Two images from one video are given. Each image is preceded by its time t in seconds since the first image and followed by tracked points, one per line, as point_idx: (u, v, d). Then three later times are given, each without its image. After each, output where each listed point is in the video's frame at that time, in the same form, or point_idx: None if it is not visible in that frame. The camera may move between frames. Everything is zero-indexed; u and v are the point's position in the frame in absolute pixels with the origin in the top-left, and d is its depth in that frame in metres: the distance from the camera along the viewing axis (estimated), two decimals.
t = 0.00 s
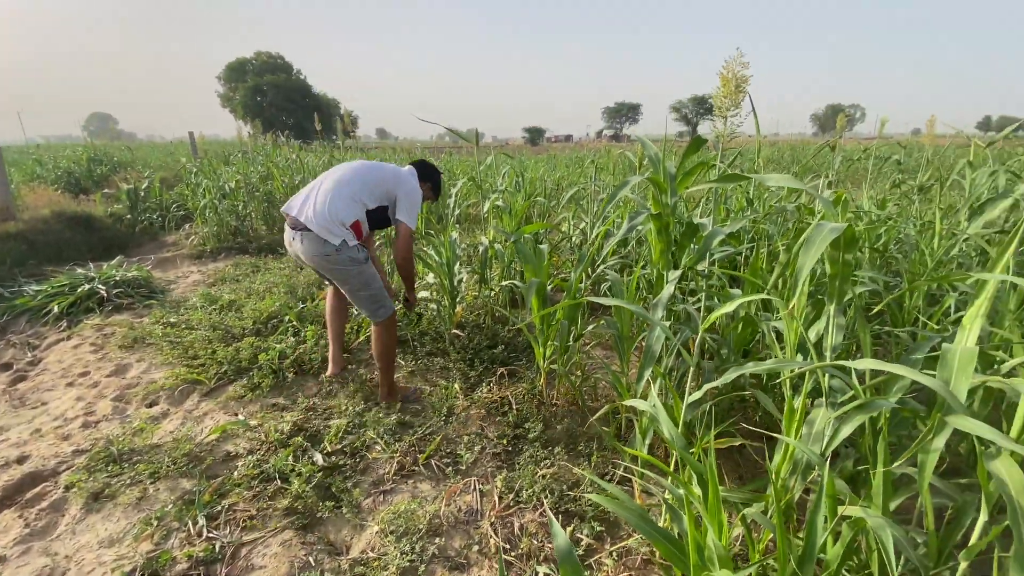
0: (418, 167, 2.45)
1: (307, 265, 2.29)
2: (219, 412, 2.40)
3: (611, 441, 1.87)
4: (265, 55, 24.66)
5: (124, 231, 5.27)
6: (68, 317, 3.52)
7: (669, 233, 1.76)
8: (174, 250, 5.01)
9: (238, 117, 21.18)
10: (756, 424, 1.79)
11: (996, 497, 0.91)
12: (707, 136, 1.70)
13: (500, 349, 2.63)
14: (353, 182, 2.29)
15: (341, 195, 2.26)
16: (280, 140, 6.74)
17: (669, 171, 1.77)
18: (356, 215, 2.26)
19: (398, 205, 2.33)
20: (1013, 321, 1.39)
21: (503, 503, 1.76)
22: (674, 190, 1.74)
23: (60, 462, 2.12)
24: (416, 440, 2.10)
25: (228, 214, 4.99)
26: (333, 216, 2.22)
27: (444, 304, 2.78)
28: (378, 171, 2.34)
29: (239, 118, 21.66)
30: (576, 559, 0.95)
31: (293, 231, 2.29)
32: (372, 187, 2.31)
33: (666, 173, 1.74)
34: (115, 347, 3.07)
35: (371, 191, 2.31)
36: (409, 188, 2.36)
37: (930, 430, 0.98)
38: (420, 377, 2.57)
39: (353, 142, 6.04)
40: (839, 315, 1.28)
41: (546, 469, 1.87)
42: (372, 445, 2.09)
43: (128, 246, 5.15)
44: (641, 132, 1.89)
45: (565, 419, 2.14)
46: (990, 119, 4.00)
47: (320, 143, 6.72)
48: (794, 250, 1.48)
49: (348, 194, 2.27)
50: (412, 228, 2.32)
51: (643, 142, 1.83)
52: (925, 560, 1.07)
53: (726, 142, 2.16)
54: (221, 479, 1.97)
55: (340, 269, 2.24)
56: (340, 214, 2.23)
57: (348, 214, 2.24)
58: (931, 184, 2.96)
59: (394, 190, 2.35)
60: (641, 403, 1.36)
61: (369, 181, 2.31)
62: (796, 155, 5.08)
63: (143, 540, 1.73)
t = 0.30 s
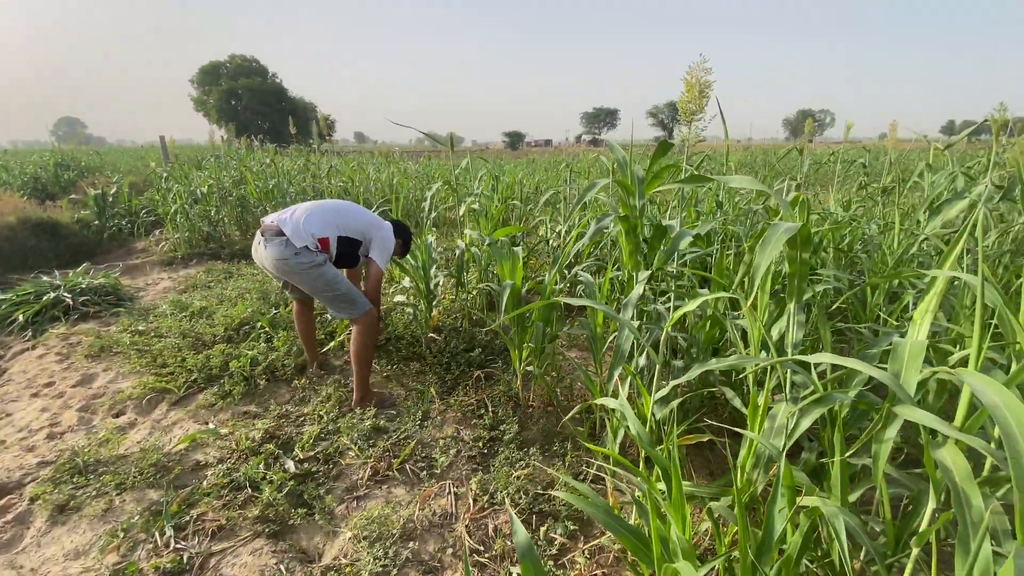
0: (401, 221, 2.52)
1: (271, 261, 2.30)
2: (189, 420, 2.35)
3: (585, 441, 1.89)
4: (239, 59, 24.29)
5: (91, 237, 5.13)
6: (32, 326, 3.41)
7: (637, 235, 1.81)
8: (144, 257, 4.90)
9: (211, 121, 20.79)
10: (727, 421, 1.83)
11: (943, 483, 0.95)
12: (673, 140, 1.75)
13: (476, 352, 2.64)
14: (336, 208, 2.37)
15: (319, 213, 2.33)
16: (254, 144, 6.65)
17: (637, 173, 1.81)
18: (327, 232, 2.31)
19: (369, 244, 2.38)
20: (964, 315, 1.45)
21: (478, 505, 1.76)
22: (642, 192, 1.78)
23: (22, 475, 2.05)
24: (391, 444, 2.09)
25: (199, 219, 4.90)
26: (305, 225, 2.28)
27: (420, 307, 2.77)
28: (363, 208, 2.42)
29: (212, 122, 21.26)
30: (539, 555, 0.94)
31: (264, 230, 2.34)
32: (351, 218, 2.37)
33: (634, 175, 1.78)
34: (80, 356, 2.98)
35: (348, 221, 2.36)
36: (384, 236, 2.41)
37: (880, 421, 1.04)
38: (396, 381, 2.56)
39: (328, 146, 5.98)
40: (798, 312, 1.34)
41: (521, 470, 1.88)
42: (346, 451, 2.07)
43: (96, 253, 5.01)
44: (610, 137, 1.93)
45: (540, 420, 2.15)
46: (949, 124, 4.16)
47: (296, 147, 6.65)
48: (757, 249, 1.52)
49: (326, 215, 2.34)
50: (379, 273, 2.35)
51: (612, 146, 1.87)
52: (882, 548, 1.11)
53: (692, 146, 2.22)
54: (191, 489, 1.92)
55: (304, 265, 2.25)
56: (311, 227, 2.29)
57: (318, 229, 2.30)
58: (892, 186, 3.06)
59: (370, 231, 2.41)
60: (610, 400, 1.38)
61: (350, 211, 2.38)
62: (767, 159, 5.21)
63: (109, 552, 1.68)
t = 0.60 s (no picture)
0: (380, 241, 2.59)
1: (252, 256, 2.28)
2: (169, 425, 2.32)
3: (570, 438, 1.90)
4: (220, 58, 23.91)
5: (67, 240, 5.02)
6: (5, 332, 3.33)
7: (619, 233, 1.83)
8: (122, 259, 4.81)
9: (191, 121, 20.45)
10: (709, 416, 1.86)
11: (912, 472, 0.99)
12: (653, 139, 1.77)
13: (463, 352, 2.64)
14: (325, 218, 2.41)
15: (308, 220, 2.35)
16: (236, 144, 6.57)
17: (618, 173, 1.83)
18: (315, 238, 2.32)
19: (352, 256, 2.41)
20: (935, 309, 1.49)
21: (463, 504, 1.76)
22: (623, 191, 1.81)
23: None
24: (376, 446, 2.08)
25: (180, 220, 4.82)
26: (295, 228, 2.29)
27: (405, 308, 2.77)
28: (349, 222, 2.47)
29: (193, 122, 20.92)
30: (520, 550, 0.95)
31: (249, 229, 2.33)
32: (337, 230, 2.39)
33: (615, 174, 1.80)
34: (56, 362, 2.91)
35: (336, 232, 2.38)
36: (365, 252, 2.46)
37: (853, 413, 1.09)
38: (382, 382, 2.55)
39: (312, 146, 5.92)
40: (776, 308, 1.38)
41: (507, 468, 1.88)
42: (331, 453, 2.06)
43: (72, 256, 4.91)
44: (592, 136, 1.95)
45: (526, 419, 2.16)
46: (925, 123, 4.26)
47: (279, 147, 6.57)
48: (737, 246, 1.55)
49: (315, 223, 2.36)
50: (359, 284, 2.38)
51: (594, 146, 1.89)
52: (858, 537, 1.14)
53: (673, 145, 2.25)
54: (171, 495, 1.90)
55: (285, 262, 2.23)
56: (297, 233, 2.29)
57: (306, 234, 2.31)
58: (870, 183, 3.12)
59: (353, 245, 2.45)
60: (593, 398, 1.39)
61: (339, 222, 2.41)
62: (750, 158, 5.29)
63: (86, 562, 1.65)
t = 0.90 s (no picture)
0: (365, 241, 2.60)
1: (235, 254, 2.24)
2: (152, 429, 2.28)
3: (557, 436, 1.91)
4: (204, 55, 23.56)
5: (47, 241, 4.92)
6: None
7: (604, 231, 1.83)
8: (104, 261, 4.73)
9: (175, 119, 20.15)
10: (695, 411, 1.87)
11: (890, 464, 1.00)
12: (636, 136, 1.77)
13: (450, 350, 2.63)
14: (311, 217, 2.39)
15: (294, 219, 2.33)
16: (220, 143, 6.49)
17: (602, 170, 1.83)
18: (302, 238, 2.31)
19: (337, 256, 2.42)
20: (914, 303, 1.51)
21: (451, 504, 1.75)
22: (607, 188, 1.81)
23: None
24: (363, 446, 2.07)
25: (163, 220, 4.75)
26: (282, 227, 2.27)
27: (392, 307, 2.75)
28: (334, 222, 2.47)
29: (176, 121, 20.62)
30: (501, 550, 0.95)
31: (233, 226, 2.28)
32: (324, 230, 2.38)
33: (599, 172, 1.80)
34: (35, 366, 2.86)
35: (322, 231, 2.38)
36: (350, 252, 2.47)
37: (833, 406, 1.11)
38: (369, 382, 2.53)
39: (297, 145, 5.86)
40: (758, 303, 1.40)
41: (494, 466, 1.88)
42: (317, 454, 2.05)
43: (53, 258, 4.82)
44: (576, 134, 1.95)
45: (513, 417, 2.16)
46: (907, 120, 4.32)
47: (264, 146, 6.48)
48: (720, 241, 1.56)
49: (301, 223, 2.34)
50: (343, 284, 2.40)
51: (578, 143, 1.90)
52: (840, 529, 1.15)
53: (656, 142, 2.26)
54: (154, 499, 1.87)
55: (270, 261, 2.20)
56: (284, 231, 2.27)
57: (294, 233, 2.29)
58: (853, 179, 3.15)
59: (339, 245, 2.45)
60: (578, 395, 1.39)
61: (326, 223, 2.41)
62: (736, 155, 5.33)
63: (66, 568, 1.62)
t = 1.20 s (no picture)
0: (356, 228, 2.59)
1: (221, 248, 2.21)
2: (138, 430, 2.25)
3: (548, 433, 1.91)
4: (192, 52, 23.29)
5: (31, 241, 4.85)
6: None
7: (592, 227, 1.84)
8: (90, 261, 4.67)
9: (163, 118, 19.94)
10: (685, 408, 1.87)
11: (875, 459, 1.00)
12: (625, 133, 1.77)
13: (441, 349, 2.63)
14: (297, 208, 2.38)
15: (281, 210, 2.31)
16: (209, 142, 6.43)
17: (591, 167, 1.83)
18: (289, 229, 2.29)
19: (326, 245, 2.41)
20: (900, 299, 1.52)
21: (441, 503, 1.75)
22: (596, 186, 1.82)
23: None
24: (352, 446, 2.05)
25: (150, 220, 4.70)
26: (268, 218, 2.25)
27: (382, 306, 2.74)
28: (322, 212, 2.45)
29: (164, 119, 20.38)
30: (486, 551, 0.95)
31: (220, 220, 2.26)
32: (312, 223, 2.36)
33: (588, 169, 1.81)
34: (20, 368, 2.81)
35: (310, 221, 2.36)
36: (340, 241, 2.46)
37: (820, 402, 1.11)
38: (359, 381, 2.52)
39: (287, 143, 5.81)
40: (746, 300, 1.40)
41: (485, 465, 1.88)
42: (306, 454, 2.03)
43: (38, 258, 4.74)
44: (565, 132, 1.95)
45: (504, 416, 2.16)
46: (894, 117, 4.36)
47: (253, 144, 6.42)
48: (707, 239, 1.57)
49: (288, 215, 2.31)
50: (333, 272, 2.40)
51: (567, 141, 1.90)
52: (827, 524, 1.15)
53: (645, 140, 2.26)
54: (139, 502, 1.84)
55: (255, 257, 2.17)
56: (272, 225, 2.24)
57: (281, 224, 2.27)
58: (842, 177, 3.18)
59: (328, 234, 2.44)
60: (567, 393, 1.39)
61: (313, 215, 2.38)
62: (726, 153, 5.36)
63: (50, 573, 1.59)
